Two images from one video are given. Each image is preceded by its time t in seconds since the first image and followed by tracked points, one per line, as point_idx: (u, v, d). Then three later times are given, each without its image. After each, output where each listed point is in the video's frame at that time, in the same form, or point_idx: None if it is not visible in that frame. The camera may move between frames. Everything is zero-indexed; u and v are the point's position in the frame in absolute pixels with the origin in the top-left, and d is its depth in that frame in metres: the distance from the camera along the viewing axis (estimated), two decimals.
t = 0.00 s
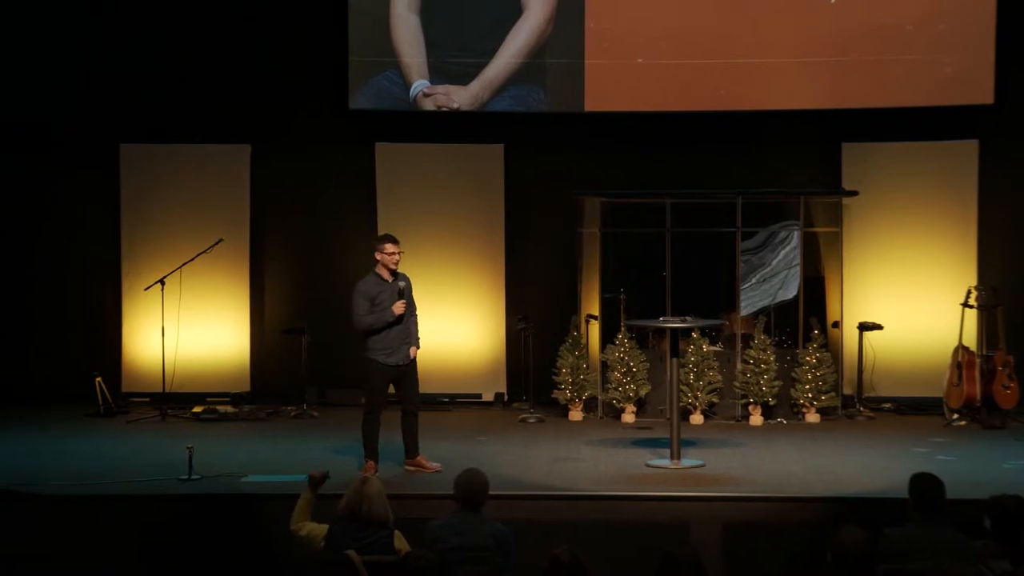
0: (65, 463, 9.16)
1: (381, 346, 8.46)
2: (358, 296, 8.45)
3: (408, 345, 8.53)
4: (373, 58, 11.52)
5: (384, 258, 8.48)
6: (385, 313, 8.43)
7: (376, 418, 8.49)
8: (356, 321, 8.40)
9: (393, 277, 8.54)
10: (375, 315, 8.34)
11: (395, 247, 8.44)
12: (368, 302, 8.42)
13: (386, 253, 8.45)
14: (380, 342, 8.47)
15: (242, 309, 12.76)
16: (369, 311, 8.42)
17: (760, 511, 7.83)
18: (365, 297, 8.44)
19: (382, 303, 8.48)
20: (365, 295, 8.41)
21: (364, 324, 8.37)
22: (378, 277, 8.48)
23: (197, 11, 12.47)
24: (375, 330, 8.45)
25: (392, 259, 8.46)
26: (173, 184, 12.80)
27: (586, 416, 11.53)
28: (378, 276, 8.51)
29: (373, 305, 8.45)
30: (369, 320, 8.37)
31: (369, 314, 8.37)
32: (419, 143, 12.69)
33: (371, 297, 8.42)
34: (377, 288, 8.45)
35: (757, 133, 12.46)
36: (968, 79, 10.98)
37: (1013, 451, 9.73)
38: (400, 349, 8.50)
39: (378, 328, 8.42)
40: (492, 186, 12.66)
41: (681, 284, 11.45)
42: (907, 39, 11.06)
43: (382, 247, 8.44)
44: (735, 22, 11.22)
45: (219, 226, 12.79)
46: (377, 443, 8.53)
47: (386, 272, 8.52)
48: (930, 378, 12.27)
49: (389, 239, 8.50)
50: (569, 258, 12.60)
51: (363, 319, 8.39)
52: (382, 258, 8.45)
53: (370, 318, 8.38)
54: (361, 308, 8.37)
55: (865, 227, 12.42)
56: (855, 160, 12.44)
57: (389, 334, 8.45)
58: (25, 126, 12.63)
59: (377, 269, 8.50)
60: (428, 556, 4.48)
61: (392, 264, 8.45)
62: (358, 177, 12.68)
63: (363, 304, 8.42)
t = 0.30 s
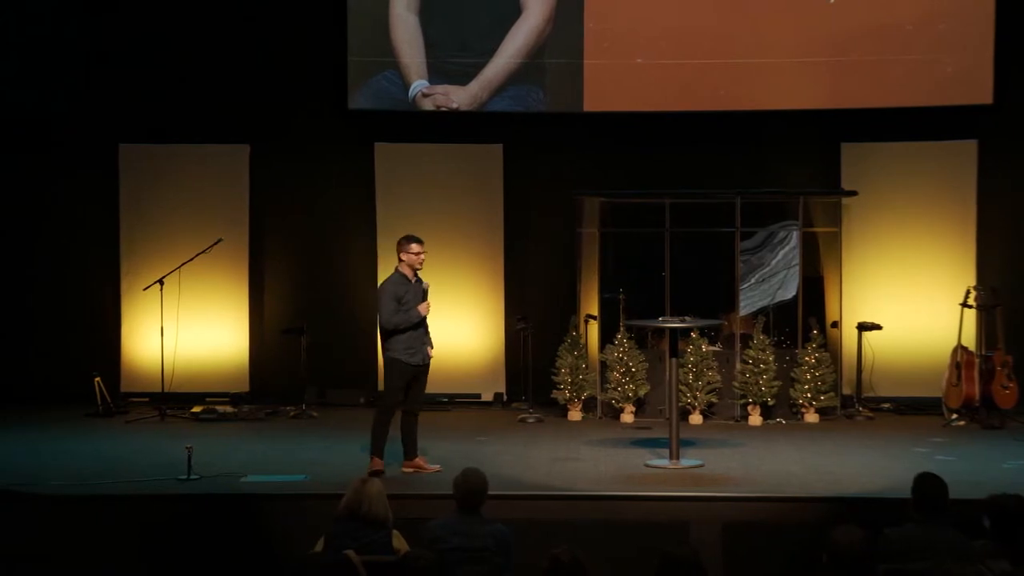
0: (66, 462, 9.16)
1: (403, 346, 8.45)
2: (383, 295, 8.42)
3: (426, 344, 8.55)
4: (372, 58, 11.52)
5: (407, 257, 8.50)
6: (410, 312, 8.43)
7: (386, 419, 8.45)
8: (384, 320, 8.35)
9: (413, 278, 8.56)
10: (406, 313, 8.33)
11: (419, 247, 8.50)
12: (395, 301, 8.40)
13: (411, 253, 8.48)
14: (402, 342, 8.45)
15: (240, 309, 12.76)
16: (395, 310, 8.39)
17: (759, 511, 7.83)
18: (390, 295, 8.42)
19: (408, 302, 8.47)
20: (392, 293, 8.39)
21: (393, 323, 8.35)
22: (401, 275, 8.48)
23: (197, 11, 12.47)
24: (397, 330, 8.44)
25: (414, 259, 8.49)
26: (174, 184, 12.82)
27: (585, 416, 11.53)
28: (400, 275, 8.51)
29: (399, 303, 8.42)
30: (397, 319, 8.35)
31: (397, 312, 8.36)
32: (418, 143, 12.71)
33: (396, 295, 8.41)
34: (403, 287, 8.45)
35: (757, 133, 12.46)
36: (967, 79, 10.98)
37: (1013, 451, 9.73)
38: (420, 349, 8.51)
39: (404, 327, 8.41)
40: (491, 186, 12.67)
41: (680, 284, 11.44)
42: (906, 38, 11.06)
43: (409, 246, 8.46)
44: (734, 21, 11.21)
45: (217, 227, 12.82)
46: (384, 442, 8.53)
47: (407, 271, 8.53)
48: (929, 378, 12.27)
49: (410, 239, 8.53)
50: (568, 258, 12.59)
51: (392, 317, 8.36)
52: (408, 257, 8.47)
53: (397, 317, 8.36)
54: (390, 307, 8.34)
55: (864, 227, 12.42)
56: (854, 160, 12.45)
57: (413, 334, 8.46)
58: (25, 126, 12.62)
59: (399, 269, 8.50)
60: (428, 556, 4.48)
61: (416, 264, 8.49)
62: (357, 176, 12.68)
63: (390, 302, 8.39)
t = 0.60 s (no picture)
0: (66, 462, 9.16)
1: (420, 345, 8.52)
2: (401, 294, 8.48)
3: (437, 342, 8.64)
4: (369, 58, 11.52)
5: (424, 257, 8.58)
6: (428, 311, 8.52)
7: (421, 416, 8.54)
8: (405, 319, 8.42)
9: (428, 278, 8.65)
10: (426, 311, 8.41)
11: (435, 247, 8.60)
12: (413, 299, 8.48)
13: (428, 253, 8.56)
14: (419, 341, 8.52)
15: (238, 309, 12.76)
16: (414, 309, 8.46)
17: (756, 512, 7.81)
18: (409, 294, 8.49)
19: (426, 301, 8.54)
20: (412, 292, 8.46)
21: (414, 321, 8.42)
22: (418, 275, 8.56)
23: (198, 10, 12.47)
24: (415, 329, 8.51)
25: (431, 259, 8.58)
26: (172, 184, 12.83)
27: (582, 416, 11.50)
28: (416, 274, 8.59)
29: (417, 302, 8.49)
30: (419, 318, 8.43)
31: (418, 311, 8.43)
32: (416, 143, 12.73)
33: (415, 294, 8.48)
34: (421, 287, 8.54)
35: (758, 132, 12.45)
36: (964, 79, 10.99)
37: (1011, 451, 9.73)
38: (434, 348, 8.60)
39: (422, 326, 8.48)
40: (489, 186, 12.69)
41: (677, 283, 11.47)
42: (903, 39, 11.06)
43: (428, 246, 8.55)
44: (732, 22, 11.21)
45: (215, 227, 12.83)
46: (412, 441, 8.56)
47: (423, 271, 8.61)
48: (926, 378, 12.28)
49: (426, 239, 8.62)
50: (565, 258, 12.58)
51: (413, 316, 8.44)
52: (426, 257, 8.56)
53: (418, 315, 8.43)
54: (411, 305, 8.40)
55: (862, 227, 12.43)
56: (851, 161, 12.47)
57: (430, 333, 8.55)
58: (26, 126, 12.62)
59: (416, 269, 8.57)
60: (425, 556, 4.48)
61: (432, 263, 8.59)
62: (355, 177, 12.68)
63: (410, 301, 8.46)
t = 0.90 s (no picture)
0: (61, 462, 9.17)
1: (440, 347, 8.50)
2: (420, 296, 8.43)
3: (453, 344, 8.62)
4: (361, 58, 11.52)
5: (440, 260, 8.55)
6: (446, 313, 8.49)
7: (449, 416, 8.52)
8: (426, 321, 8.37)
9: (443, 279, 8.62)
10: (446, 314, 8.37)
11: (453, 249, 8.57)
12: (432, 302, 8.44)
13: (446, 256, 8.53)
14: (438, 343, 8.50)
15: (230, 309, 12.76)
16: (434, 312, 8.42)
17: (749, 512, 7.83)
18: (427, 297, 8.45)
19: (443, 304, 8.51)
20: (431, 294, 8.42)
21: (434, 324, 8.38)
22: (436, 277, 8.52)
23: (197, 11, 12.42)
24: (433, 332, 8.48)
25: (448, 262, 8.55)
26: (164, 184, 12.80)
27: (574, 416, 11.53)
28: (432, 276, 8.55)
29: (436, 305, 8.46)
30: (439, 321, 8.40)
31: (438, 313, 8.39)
32: (408, 143, 12.70)
33: (434, 297, 8.45)
34: (438, 290, 8.51)
35: (757, 132, 12.46)
36: (956, 79, 11.00)
37: (1002, 451, 9.74)
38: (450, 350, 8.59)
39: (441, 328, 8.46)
40: (480, 185, 12.67)
41: (669, 283, 11.48)
42: (895, 39, 11.07)
43: (446, 250, 8.52)
44: (725, 22, 11.22)
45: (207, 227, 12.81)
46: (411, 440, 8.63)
47: (439, 273, 8.58)
48: (918, 378, 12.29)
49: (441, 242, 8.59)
50: (558, 258, 12.58)
51: (433, 319, 8.40)
52: (444, 260, 8.53)
53: (437, 318, 8.40)
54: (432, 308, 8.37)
55: (854, 227, 12.43)
56: (843, 161, 12.45)
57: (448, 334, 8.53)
58: (25, 125, 12.61)
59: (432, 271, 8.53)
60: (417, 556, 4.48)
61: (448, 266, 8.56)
62: (347, 177, 12.68)
63: (429, 303, 8.42)
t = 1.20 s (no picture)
0: (51, 462, 9.18)
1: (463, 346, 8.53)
2: (443, 297, 8.46)
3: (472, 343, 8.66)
4: (352, 58, 11.51)
5: (460, 261, 8.59)
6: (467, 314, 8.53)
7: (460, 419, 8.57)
8: (451, 322, 8.40)
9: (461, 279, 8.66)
10: (469, 314, 8.42)
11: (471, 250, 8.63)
12: (454, 302, 8.48)
13: (467, 256, 8.59)
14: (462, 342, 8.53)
15: (220, 308, 12.77)
16: (456, 312, 8.45)
17: (740, 510, 7.84)
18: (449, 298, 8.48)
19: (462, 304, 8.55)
20: (453, 295, 8.46)
21: (458, 325, 8.41)
22: (455, 278, 8.56)
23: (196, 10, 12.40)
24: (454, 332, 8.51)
25: (467, 262, 8.60)
26: (154, 185, 12.85)
27: (565, 416, 11.51)
28: (452, 277, 8.58)
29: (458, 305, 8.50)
30: (463, 320, 8.43)
31: (461, 314, 8.43)
32: (400, 143, 12.73)
33: (456, 297, 8.49)
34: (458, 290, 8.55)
35: (747, 133, 12.44)
36: (946, 79, 11.02)
37: (993, 451, 9.75)
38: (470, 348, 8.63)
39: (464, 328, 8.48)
40: (471, 186, 12.71)
41: (661, 283, 11.51)
42: (886, 40, 11.09)
43: (466, 251, 8.58)
44: (716, 23, 11.23)
45: (198, 227, 12.84)
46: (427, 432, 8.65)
47: (458, 273, 8.62)
48: (909, 377, 12.32)
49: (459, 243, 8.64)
50: (550, 257, 12.56)
51: (458, 319, 8.43)
52: (465, 260, 8.58)
53: (461, 318, 8.43)
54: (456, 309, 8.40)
55: (845, 228, 12.44)
56: (834, 161, 12.48)
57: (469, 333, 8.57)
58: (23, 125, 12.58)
59: (452, 271, 8.57)
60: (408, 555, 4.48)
61: (466, 267, 8.61)
62: (339, 177, 12.68)
63: (451, 304, 8.45)
